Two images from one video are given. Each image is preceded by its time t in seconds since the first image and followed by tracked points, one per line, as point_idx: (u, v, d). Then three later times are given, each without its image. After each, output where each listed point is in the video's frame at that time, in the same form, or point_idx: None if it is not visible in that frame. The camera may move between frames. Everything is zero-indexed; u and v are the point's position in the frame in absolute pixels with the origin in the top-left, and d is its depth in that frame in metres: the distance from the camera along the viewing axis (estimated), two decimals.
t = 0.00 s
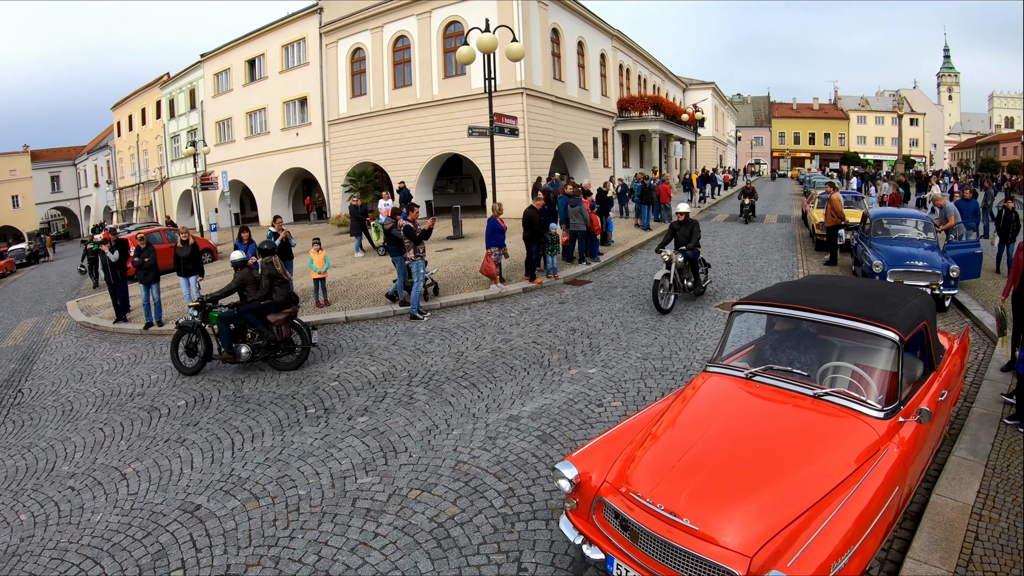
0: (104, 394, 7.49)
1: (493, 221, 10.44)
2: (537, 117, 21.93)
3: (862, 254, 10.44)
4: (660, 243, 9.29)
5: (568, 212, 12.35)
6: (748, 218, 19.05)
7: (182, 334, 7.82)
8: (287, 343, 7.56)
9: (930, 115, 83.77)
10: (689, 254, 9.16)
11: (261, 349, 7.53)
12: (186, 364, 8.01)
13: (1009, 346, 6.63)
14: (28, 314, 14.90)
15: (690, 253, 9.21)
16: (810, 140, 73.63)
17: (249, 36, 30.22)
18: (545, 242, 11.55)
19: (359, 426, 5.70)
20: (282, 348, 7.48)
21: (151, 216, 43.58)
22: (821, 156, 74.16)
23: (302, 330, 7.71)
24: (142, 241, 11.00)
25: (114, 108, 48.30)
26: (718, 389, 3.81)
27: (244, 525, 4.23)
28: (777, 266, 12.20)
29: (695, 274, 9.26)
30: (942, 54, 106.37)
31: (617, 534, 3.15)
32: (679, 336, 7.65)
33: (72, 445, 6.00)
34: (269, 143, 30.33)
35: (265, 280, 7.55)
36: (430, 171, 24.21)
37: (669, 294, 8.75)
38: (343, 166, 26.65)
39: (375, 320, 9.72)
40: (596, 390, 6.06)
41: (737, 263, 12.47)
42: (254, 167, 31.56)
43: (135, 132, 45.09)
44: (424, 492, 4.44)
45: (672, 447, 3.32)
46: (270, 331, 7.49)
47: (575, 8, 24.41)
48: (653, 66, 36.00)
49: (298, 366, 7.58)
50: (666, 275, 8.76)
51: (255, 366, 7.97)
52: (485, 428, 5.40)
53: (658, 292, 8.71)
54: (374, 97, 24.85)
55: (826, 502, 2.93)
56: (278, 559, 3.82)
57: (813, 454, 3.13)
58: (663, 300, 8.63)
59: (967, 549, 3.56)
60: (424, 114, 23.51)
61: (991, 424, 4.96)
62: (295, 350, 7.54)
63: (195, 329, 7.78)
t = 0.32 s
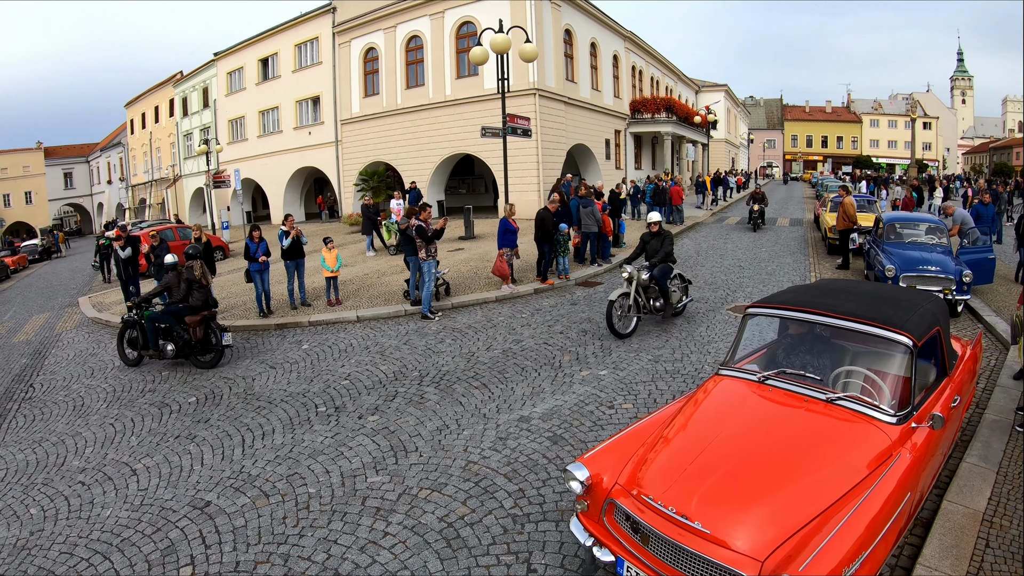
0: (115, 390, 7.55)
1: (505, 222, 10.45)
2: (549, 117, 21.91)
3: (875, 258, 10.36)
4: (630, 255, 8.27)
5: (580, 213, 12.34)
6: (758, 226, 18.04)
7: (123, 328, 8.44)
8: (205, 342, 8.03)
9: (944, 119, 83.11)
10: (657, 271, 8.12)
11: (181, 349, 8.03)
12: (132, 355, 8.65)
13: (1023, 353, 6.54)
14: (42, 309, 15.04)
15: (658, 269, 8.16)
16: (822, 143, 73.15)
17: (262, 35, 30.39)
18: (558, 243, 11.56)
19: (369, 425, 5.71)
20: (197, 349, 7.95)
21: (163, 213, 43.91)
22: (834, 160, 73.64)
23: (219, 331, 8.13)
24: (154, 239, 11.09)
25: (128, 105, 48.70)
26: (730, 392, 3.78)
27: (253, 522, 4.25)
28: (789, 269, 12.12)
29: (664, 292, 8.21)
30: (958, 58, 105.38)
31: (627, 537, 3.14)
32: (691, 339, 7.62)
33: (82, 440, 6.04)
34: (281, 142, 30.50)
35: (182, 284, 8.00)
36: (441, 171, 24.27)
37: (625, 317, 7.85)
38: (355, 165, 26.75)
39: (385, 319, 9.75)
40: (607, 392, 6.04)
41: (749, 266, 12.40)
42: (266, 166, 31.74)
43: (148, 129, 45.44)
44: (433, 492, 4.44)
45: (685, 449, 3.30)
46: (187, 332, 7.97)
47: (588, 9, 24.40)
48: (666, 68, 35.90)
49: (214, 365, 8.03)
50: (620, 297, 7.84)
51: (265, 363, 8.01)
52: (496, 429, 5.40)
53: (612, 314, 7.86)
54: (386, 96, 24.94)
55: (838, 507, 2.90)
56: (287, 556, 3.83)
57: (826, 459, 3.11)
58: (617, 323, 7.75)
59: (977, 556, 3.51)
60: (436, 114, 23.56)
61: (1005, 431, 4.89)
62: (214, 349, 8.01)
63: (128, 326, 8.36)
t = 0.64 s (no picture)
0: (125, 385, 7.61)
1: (515, 221, 10.44)
2: (559, 117, 21.89)
3: (884, 260, 10.30)
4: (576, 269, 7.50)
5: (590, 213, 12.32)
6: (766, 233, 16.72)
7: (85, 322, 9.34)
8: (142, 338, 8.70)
9: (955, 121, 82.60)
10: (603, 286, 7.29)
11: (121, 342, 8.75)
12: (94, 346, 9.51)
13: None
14: (53, 305, 15.17)
15: (604, 285, 7.31)
16: (833, 144, 72.73)
17: (273, 34, 30.52)
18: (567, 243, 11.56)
19: (378, 423, 5.73)
20: (132, 343, 8.59)
21: (173, 210, 44.20)
22: (844, 161, 73.22)
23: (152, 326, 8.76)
24: (165, 236, 11.18)
25: (138, 103, 49.00)
26: (739, 393, 3.77)
27: (261, 519, 4.28)
28: (799, 271, 12.06)
29: (613, 311, 7.34)
30: (970, 60, 104.57)
31: (636, 538, 3.13)
32: (700, 340, 7.60)
33: (91, 436, 6.10)
34: (291, 140, 30.64)
35: (120, 283, 8.83)
36: (451, 170, 24.31)
37: (559, 338, 7.14)
38: (364, 164, 26.85)
39: (394, 318, 9.77)
40: (616, 392, 6.03)
41: (759, 268, 12.34)
42: (276, 164, 31.88)
43: (159, 127, 45.74)
44: (441, 490, 4.45)
45: (694, 450, 3.29)
46: (124, 327, 8.67)
47: (599, 9, 24.36)
48: (676, 68, 35.81)
49: (150, 357, 8.66)
50: (554, 315, 7.13)
51: (274, 360, 8.05)
52: (505, 428, 5.40)
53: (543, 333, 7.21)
54: (396, 95, 24.99)
55: (847, 509, 2.89)
56: (294, 553, 3.85)
57: (835, 461, 3.09)
58: (548, 345, 7.09)
59: (985, 561, 3.48)
60: (445, 113, 23.60)
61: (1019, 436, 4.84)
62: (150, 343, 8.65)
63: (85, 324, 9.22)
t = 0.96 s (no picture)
0: (129, 383, 7.65)
1: (519, 221, 10.42)
2: (564, 117, 21.88)
3: (889, 262, 10.25)
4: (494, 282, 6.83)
5: (595, 213, 12.31)
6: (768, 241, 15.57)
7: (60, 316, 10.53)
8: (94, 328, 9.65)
9: (962, 122, 82.26)
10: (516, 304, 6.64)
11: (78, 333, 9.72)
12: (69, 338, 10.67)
13: None
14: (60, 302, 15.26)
15: (518, 302, 6.67)
16: (839, 146, 72.49)
17: (279, 33, 30.57)
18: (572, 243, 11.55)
19: (381, 422, 5.74)
20: (84, 332, 9.52)
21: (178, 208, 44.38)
22: (850, 163, 72.98)
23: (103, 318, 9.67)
24: (170, 233, 11.23)
25: (144, 101, 49.20)
26: (743, 396, 3.76)
27: (264, 517, 4.29)
28: (804, 272, 12.03)
29: (527, 331, 6.73)
30: (977, 62, 104.19)
31: (637, 540, 3.13)
32: (704, 341, 7.58)
33: (95, 433, 6.13)
34: (296, 139, 30.71)
35: (76, 280, 9.91)
36: (456, 170, 24.34)
37: (463, 359, 6.59)
38: (370, 163, 26.89)
39: (398, 318, 9.79)
40: (619, 393, 6.03)
41: (764, 269, 12.31)
42: (282, 162, 31.95)
43: (165, 125, 45.89)
44: (444, 490, 4.45)
45: (697, 453, 3.28)
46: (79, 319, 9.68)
47: (605, 9, 24.34)
48: (682, 69, 35.74)
49: (100, 345, 9.57)
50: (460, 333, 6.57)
51: (279, 359, 8.07)
52: (508, 428, 5.41)
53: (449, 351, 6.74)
54: (402, 95, 25.01)
55: (850, 513, 2.88)
56: (296, 552, 3.86)
57: (838, 464, 3.08)
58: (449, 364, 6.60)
59: (988, 565, 3.47)
60: (450, 113, 23.61)
61: None
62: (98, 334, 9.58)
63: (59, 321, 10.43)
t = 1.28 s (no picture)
0: (127, 382, 7.64)
1: (516, 221, 10.39)
2: (564, 116, 21.89)
3: (888, 263, 10.25)
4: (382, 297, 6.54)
5: (593, 213, 12.31)
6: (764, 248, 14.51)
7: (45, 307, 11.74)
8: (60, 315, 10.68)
9: (960, 123, 82.37)
10: (391, 310, 6.27)
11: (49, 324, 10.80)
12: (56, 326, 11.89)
13: None
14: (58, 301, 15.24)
15: (398, 313, 6.28)
16: (838, 147, 72.56)
17: (279, 31, 30.54)
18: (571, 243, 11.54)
19: (379, 422, 5.74)
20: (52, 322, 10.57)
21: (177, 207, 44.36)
22: (849, 164, 73.03)
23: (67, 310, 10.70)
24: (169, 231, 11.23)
25: (144, 100, 49.19)
26: (740, 397, 3.76)
27: (261, 517, 4.28)
28: (803, 273, 12.03)
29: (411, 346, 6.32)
30: (977, 64, 104.17)
31: (633, 541, 3.13)
32: (702, 341, 7.59)
33: (93, 432, 6.12)
34: (295, 138, 30.69)
35: (45, 276, 10.96)
36: (456, 169, 24.35)
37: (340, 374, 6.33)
38: (369, 162, 26.89)
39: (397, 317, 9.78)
40: (616, 393, 6.04)
41: (762, 270, 12.31)
42: (281, 161, 31.92)
43: (164, 124, 45.83)
44: (440, 490, 4.45)
45: (693, 454, 3.28)
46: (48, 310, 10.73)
47: (605, 9, 24.33)
48: (682, 69, 35.76)
49: (65, 334, 10.58)
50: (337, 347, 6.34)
51: (276, 359, 8.06)
52: (505, 428, 5.40)
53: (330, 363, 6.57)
54: (401, 94, 25.00)
55: (847, 514, 2.88)
56: (293, 551, 3.86)
57: (835, 466, 3.08)
58: (327, 380, 6.36)
59: (985, 567, 3.47)
60: (449, 112, 23.61)
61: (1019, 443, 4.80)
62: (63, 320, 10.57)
63: (38, 315, 11.61)
